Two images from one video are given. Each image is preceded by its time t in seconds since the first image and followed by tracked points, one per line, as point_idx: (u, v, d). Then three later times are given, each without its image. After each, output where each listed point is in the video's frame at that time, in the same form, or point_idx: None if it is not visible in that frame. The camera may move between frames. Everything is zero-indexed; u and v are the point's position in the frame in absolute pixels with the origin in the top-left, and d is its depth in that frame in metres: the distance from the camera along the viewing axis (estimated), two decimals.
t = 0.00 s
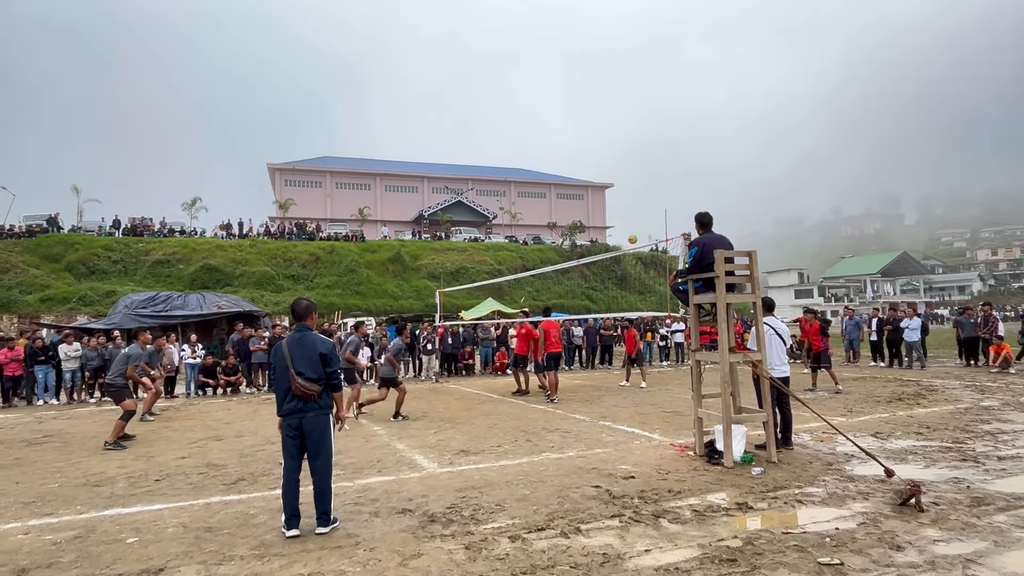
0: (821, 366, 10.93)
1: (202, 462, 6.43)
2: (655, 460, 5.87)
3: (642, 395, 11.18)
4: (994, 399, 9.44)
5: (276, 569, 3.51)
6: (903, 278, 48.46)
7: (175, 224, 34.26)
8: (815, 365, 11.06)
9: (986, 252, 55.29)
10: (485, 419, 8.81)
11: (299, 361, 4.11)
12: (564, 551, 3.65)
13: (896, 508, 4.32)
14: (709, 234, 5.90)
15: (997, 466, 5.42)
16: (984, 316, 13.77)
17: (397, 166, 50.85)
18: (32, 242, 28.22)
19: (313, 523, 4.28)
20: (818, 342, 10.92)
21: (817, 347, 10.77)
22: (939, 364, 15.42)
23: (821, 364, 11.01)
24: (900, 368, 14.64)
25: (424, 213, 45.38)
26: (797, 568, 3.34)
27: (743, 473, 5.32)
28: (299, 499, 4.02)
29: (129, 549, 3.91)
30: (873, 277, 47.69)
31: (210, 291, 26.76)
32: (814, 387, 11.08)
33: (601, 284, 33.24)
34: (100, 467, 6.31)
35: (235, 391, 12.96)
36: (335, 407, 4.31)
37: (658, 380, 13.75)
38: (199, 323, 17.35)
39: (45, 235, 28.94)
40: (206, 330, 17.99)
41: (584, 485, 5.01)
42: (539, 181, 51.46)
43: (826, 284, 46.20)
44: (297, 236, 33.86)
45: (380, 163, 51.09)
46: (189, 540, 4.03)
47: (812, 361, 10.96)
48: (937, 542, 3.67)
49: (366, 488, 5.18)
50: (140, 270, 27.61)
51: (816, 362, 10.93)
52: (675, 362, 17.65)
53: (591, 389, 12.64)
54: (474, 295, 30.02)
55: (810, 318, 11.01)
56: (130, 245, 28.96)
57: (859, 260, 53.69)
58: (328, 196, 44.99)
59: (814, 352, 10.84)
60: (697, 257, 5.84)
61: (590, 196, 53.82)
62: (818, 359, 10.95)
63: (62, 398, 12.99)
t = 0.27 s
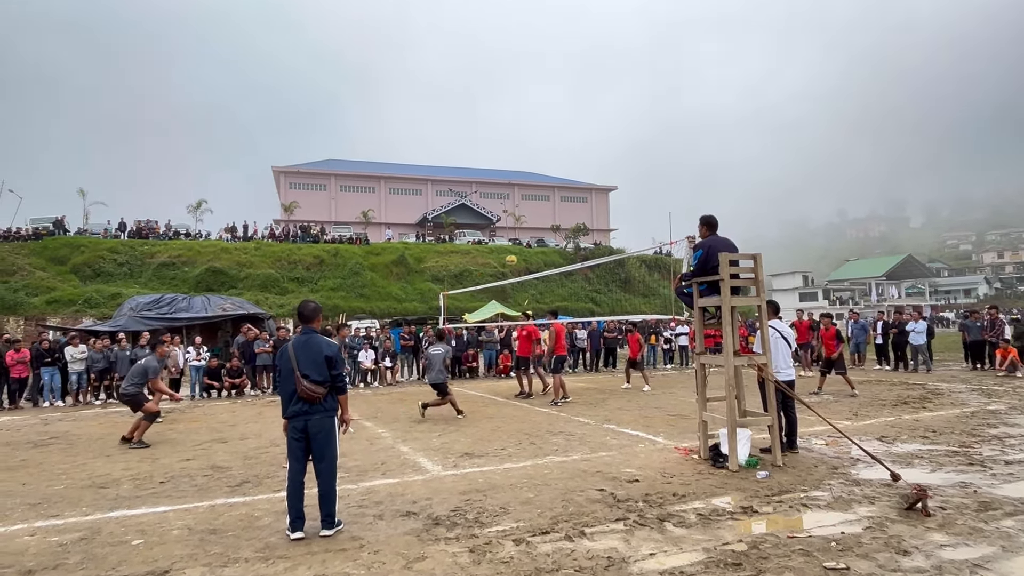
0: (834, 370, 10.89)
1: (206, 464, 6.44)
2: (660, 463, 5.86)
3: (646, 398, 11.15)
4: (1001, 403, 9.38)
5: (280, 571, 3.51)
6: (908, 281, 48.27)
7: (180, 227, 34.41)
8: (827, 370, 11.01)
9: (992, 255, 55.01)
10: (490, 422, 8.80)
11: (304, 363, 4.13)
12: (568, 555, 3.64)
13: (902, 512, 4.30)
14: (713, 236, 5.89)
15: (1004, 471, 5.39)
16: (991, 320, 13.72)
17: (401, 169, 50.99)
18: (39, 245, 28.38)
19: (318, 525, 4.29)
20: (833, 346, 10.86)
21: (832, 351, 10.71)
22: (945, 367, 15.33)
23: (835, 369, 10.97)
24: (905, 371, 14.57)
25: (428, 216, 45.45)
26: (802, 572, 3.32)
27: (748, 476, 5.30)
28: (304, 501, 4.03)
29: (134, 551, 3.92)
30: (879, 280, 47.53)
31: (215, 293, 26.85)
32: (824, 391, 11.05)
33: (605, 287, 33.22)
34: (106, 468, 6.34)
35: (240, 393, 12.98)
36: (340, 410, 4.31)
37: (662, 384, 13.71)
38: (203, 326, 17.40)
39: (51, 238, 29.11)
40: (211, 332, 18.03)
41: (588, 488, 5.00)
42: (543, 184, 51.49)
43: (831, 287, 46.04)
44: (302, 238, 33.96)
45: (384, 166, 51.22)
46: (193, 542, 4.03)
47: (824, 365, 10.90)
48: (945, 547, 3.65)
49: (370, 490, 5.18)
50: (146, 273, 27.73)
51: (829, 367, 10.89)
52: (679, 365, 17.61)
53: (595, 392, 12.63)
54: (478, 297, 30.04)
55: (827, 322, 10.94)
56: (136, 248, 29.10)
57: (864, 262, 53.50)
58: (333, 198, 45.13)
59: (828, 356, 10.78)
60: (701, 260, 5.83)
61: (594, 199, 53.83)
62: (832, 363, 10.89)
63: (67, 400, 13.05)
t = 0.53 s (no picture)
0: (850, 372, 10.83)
1: (211, 465, 6.45)
2: (664, 466, 5.84)
3: (649, 400, 11.14)
4: (1007, 406, 9.34)
5: (284, 573, 3.51)
6: (913, 283, 48.11)
7: (185, 229, 34.54)
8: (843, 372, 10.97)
9: (997, 257, 54.75)
10: (493, 424, 8.79)
11: (309, 365, 4.14)
12: (572, 557, 3.63)
13: (909, 515, 4.27)
14: (717, 238, 5.88)
15: (1011, 474, 5.36)
16: (997, 322, 13.65)
17: (405, 172, 51.08)
18: (45, 246, 28.52)
19: (321, 527, 4.29)
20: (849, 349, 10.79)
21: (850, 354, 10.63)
22: (950, 370, 15.26)
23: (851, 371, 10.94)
24: (910, 374, 14.52)
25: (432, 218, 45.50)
26: None
27: (752, 479, 5.28)
28: (308, 503, 4.03)
29: (138, 552, 3.93)
30: (883, 282, 47.39)
31: (219, 295, 26.93)
32: (836, 393, 11.03)
33: (608, 289, 33.21)
34: (110, 470, 6.35)
35: (244, 395, 13.03)
36: (344, 411, 4.32)
37: (665, 386, 13.69)
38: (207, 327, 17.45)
39: (57, 240, 29.25)
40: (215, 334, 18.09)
41: (592, 491, 4.99)
42: (546, 186, 51.52)
43: (835, 289, 45.89)
44: (306, 240, 34.05)
45: (388, 168, 51.34)
46: (198, 544, 4.04)
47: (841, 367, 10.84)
48: (951, 550, 3.63)
49: (374, 492, 5.19)
50: (150, 275, 27.83)
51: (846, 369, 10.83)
52: (683, 368, 17.58)
53: (599, 394, 12.61)
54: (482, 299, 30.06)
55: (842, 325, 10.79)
56: (141, 250, 29.22)
57: (869, 265, 53.33)
58: (336, 201, 45.25)
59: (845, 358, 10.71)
60: (705, 262, 5.82)
61: (597, 201, 53.83)
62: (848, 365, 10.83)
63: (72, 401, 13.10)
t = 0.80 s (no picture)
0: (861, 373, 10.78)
1: (214, 466, 6.47)
2: (667, 467, 5.83)
3: (652, 402, 11.13)
4: (1012, 408, 9.28)
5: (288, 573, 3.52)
6: (917, 285, 47.92)
7: (188, 231, 34.63)
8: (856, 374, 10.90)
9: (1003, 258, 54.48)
10: (496, 426, 8.78)
11: (313, 366, 4.14)
12: (575, 559, 3.63)
13: (913, 517, 4.26)
14: (721, 239, 5.87)
15: (1017, 477, 5.33)
16: (1002, 323, 13.55)
17: (408, 173, 51.16)
18: (50, 248, 28.62)
19: (324, 528, 4.29)
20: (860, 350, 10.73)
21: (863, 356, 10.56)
22: (955, 371, 15.19)
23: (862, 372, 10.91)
24: (914, 375, 14.45)
25: (435, 219, 45.53)
26: None
27: (756, 481, 5.27)
28: (311, 504, 4.03)
29: (142, 553, 3.94)
30: (887, 284, 47.22)
31: (223, 296, 27.00)
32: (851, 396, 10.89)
33: (611, 291, 33.18)
34: (115, 470, 6.37)
35: (247, 397, 13.06)
36: (348, 412, 4.32)
37: (668, 388, 13.67)
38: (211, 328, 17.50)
39: (62, 242, 29.36)
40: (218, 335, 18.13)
41: (595, 493, 4.98)
42: (549, 187, 51.51)
43: (839, 290, 45.74)
44: (309, 242, 34.09)
45: (391, 170, 51.41)
46: (201, 544, 4.05)
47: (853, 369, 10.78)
48: (956, 553, 3.61)
49: (377, 493, 5.19)
50: (154, 276, 27.91)
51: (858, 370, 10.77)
52: (686, 369, 17.53)
53: (602, 396, 12.59)
54: (485, 300, 30.06)
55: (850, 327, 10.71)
56: (145, 251, 29.31)
57: (873, 266, 53.12)
58: (340, 202, 45.33)
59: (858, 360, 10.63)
60: (709, 263, 5.80)
61: (600, 202, 53.81)
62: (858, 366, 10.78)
63: (76, 402, 13.13)
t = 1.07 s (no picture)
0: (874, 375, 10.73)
1: (217, 466, 6.49)
2: (670, 468, 5.82)
3: (655, 403, 11.13)
4: (1016, 408, 9.25)
5: (291, 573, 3.53)
6: (921, 285, 47.79)
7: (191, 232, 34.72)
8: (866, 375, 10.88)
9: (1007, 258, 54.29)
10: (499, 426, 8.79)
11: (316, 367, 4.15)
12: (578, 560, 3.63)
13: (917, 519, 4.25)
14: (723, 240, 5.86)
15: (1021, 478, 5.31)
16: (1006, 324, 13.50)
17: (410, 173, 51.24)
18: (53, 249, 28.71)
19: (327, 529, 4.29)
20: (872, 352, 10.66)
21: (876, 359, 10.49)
22: (958, 372, 15.14)
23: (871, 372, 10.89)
24: (918, 376, 14.42)
25: (437, 220, 45.56)
26: None
27: (759, 482, 5.26)
28: (314, 505, 4.04)
29: (146, 553, 3.95)
30: (890, 284, 47.14)
31: (226, 297, 27.06)
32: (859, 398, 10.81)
33: (613, 291, 33.17)
34: (118, 471, 6.39)
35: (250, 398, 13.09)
36: (350, 413, 4.32)
37: (671, 388, 13.67)
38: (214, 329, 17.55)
39: (65, 243, 29.46)
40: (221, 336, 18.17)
41: (598, 493, 4.98)
42: (551, 188, 51.50)
43: (842, 291, 45.65)
44: (311, 242, 34.15)
45: (393, 171, 51.48)
46: (205, 544, 4.06)
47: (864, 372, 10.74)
48: (960, 555, 3.60)
49: (379, 494, 5.20)
50: (158, 277, 27.98)
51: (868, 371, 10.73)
52: (689, 370, 17.50)
53: (605, 396, 12.59)
54: (487, 301, 30.08)
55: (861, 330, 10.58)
56: (148, 252, 29.39)
57: (876, 266, 53.02)
58: (342, 203, 45.40)
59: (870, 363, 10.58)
60: (711, 264, 5.80)
61: (602, 203, 53.79)
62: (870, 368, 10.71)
63: (80, 403, 13.16)
